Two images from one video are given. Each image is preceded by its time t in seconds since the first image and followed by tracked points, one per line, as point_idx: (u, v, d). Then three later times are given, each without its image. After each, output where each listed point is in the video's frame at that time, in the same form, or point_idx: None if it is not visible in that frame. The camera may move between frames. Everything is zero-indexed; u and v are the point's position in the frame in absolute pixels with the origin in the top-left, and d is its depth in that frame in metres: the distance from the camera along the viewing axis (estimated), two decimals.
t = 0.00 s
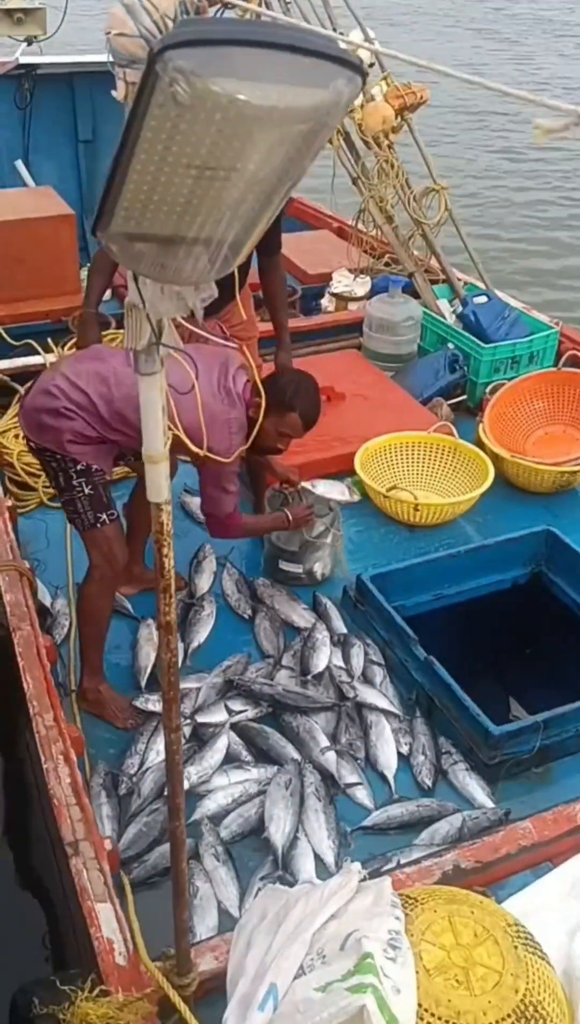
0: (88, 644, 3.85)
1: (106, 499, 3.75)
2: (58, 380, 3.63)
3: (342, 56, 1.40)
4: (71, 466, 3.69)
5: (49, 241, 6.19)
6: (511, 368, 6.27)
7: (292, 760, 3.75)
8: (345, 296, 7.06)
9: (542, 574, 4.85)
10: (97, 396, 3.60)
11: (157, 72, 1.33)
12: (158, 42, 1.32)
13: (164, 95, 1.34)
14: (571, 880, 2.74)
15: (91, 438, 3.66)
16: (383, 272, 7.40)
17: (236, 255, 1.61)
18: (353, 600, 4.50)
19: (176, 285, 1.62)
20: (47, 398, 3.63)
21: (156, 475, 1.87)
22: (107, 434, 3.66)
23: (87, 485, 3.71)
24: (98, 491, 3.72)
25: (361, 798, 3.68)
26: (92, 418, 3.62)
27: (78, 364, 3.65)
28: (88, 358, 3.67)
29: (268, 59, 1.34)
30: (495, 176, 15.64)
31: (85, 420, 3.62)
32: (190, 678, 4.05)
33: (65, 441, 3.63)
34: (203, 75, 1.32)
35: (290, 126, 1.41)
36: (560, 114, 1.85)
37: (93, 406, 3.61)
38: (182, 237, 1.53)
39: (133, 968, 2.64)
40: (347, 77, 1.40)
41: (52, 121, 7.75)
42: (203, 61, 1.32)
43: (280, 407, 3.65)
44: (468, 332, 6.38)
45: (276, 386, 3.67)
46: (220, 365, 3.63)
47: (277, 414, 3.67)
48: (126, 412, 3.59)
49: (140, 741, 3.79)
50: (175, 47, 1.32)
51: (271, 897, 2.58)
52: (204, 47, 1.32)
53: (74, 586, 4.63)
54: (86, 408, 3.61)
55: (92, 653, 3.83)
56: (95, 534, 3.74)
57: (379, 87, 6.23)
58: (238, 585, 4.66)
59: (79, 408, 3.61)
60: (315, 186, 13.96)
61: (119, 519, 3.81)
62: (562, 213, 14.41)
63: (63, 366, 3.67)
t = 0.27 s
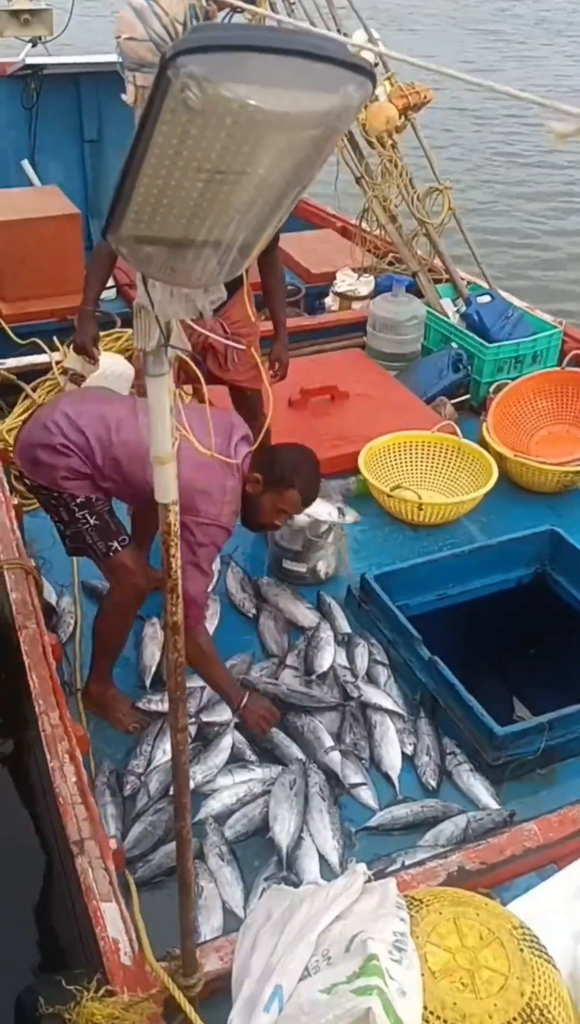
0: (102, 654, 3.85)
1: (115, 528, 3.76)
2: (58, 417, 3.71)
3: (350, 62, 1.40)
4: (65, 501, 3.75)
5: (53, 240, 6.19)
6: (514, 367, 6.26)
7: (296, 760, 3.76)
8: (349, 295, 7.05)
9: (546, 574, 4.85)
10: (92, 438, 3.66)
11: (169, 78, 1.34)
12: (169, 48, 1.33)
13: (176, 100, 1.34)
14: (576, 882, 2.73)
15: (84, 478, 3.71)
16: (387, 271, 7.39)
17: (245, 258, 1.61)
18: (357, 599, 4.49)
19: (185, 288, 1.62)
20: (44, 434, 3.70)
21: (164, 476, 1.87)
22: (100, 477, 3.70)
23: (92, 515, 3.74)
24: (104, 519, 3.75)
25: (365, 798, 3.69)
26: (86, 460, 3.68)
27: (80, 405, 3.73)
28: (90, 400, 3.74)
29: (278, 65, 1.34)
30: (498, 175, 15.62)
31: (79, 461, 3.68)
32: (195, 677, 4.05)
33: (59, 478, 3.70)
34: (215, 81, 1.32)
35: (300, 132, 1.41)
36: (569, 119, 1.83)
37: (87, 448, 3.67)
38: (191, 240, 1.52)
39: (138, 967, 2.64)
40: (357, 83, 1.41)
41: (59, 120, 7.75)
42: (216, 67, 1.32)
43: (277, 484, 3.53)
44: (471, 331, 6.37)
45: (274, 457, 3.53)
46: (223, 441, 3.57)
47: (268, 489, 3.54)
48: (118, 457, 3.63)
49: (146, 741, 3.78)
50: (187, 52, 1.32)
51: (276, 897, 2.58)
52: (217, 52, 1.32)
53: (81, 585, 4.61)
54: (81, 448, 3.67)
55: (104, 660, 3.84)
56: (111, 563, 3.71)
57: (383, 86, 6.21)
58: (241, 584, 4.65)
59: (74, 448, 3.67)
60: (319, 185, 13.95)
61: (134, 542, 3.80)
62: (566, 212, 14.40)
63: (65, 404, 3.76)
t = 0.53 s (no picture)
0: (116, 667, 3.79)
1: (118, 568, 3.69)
2: (48, 470, 3.68)
3: (352, 70, 1.40)
4: (60, 551, 3.72)
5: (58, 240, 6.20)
6: (519, 367, 6.25)
7: (300, 760, 3.76)
8: (354, 294, 7.04)
9: (551, 574, 4.84)
10: (80, 496, 3.61)
11: (169, 86, 1.34)
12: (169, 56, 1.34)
13: (177, 109, 1.35)
14: None
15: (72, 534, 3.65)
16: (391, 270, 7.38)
17: (247, 264, 1.61)
18: (362, 599, 4.50)
19: (187, 294, 1.62)
20: (32, 487, 3.67)
21: (166, 479, 1.87)
22: (88, 535, 3.63)
23: (93, 557, 3.68)
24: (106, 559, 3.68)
25: (369, 798, 3.69)
26: (74, 516, 3.62)
27: (72, 460, 3.70)
28: (82, 455, 3.70)
29: (278, 74, 1.34)
30: (504, 174, 15.59)
31: (66, 517, 3.63)
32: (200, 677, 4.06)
33: (48, 531, 3.65)
34: (215, 89, 1.32)
35: (300, 139, 1.40)
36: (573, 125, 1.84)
37: (73, 505, 3.61)
38: (193, 246, 1.53)
39: (143, 967, 2.66)
40: (357, 90, 1.40)
41: (63, 119, 7.76)
42: (217, 75, 1.32)
43: (265, 570, 3.31)
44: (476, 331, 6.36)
45: (262, 538, 3.32)
46: (211, 516, 3.37)
47: (254, 573, 3.33)
48: (104, 517, 3.55)
49: (151, 741, 3.79)
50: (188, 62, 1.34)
51: (280, 897, 2.59)
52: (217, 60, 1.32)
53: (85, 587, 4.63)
54: (69, 505, 3.62)
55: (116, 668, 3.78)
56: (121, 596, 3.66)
57: (388, 86, 6.21)
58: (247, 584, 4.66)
59: (62, 503, 3.63)
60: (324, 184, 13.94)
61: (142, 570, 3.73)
62: (571, 211, 14.37)
63: (59, 456, 3.72)
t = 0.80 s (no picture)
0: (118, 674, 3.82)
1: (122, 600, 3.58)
2: (44, 508, 3.49)
3: (350, 81, 1.40)
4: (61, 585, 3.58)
5: (62, 240, 6.21)
6: (524, 367, 6.24)
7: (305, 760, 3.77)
8: (358, 293, 7.04)
9: (556, 574, 4.84)
10: (79, 534, 3.45)
11: (165, 99, 1.35)
12: (166, 67, 1.34)
13: (173, 121, 1.35)
14: None
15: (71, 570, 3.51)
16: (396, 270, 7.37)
17: (247, 271, 1.62)
18: (366, 599, 4.50)
19: (187, 301, 1.64)
20: (27, 527, 3.48)
21: (168, 483, 1.88)
22: (90, 572, 3.49)
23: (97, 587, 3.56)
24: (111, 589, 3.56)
25: (374, 799, 3.69)
26: (73, 554, 3.47)
27: (69, 496, 3.51)
28: (80, 489, 3.52)
29: (274, 86, 1.34)
30: (510, 173, 15.56)
31: (65, 554, 3.47)
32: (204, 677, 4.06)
33: (47, 569, 3.50)
34: (211, 101, 1.33)
35: (297, 150, 1.41)
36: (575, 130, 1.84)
37: (72, 544, 3.45)
38: (191, 254, 1.54)
39: (147, 967, 2.66)
40: (354, 101, 1.40)
41: (67, 119, 7.77)
42: (213, 88, 1.33)
43: (267, 591, 3.26)
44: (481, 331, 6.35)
45: (264, 561, 3.27)
46: (211, 540, 3.32)
47: (255, 596, 3.27)
48: (104, 555, 3.40)
49: (156, 741, 3.80)
50: (184, 73, 1.34)
51: (284, 897, 2.59)
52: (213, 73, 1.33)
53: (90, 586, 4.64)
54: (68, 543, 3.46)
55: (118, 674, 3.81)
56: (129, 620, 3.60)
57: (392, 85, 6.20)
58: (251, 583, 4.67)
59: (60, 542, 3.46)
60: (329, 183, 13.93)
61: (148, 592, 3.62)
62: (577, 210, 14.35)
63: (55, 490, 3.54)
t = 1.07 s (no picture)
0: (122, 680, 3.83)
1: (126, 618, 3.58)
2: (48, 528, 3.49)
3: (352, 84, 1.40)
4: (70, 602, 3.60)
5: (67, 241, 6.21)
6: (529, 367, 6.23)
7: (309, 760, 3.77)
8: (363, 293, 7.03)
9: (561, 574, 4.84)
10: (84, 553, 3.44)
11: (167, 102, 1.35)
12: (168, 70, 1.33)
13: (175, 124, 1.36)
14: None
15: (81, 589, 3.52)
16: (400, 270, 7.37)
17: (250, 272, 1.63)
18: (371, 600, 4.50)
19: (189, 303, 1.64)
20: (34, 549, 3.49)
21: (171, 485, 1.88)
22: (98, 590, 3.49)
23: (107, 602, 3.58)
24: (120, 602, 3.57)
25: (378, 799, 3.70)
26: (81, 572, 3.47)
27: (71, 514, 3.50)
28: (82, 506, 3.51)
29: (275, 89, 1.35)
30: (515, 173, 15.55)
31: (72, 574, 3.47)
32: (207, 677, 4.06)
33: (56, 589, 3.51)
34: (213, 105, 1.33)
35: (298, 152, 1.41)
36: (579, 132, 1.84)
37: (78, 563, 3.45)
38: (194, 256, 1.54)
39: (151, 967, 2.66)
40: (356, 104, 1.40)
41: (72, 119, 7.78)
42: (214, 91, 1.33)
43: (278, 602, 3.29)
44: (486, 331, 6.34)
45: (273, 570, 3.27)
46: (217, 551, 3.29)
47: (265, 603, 3.29)
48: (112, 572, 3.40)
49: (160, 741, 3.80)
50: (187, 76, 1.33)
51: (288, 897, 2.59)
52: (214, 76, 1.33)
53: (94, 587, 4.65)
54: (74, 562, 3.46)
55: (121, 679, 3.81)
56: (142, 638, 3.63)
57: (397, 84, 6.20)
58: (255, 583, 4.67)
59: (67, 562, 3.46)
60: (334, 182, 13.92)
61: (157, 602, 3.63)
62: None
63: (57, 509, 3.52)
